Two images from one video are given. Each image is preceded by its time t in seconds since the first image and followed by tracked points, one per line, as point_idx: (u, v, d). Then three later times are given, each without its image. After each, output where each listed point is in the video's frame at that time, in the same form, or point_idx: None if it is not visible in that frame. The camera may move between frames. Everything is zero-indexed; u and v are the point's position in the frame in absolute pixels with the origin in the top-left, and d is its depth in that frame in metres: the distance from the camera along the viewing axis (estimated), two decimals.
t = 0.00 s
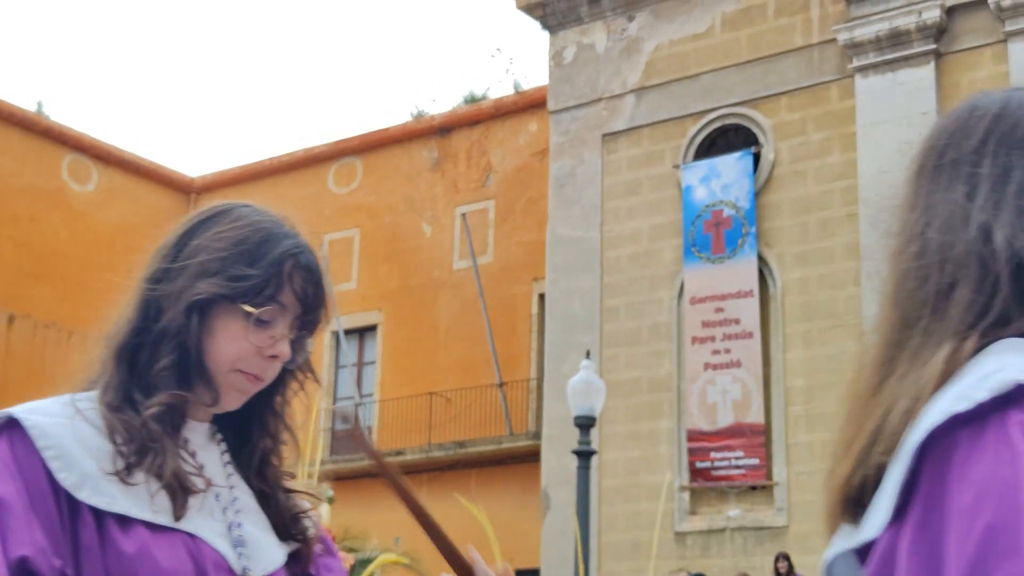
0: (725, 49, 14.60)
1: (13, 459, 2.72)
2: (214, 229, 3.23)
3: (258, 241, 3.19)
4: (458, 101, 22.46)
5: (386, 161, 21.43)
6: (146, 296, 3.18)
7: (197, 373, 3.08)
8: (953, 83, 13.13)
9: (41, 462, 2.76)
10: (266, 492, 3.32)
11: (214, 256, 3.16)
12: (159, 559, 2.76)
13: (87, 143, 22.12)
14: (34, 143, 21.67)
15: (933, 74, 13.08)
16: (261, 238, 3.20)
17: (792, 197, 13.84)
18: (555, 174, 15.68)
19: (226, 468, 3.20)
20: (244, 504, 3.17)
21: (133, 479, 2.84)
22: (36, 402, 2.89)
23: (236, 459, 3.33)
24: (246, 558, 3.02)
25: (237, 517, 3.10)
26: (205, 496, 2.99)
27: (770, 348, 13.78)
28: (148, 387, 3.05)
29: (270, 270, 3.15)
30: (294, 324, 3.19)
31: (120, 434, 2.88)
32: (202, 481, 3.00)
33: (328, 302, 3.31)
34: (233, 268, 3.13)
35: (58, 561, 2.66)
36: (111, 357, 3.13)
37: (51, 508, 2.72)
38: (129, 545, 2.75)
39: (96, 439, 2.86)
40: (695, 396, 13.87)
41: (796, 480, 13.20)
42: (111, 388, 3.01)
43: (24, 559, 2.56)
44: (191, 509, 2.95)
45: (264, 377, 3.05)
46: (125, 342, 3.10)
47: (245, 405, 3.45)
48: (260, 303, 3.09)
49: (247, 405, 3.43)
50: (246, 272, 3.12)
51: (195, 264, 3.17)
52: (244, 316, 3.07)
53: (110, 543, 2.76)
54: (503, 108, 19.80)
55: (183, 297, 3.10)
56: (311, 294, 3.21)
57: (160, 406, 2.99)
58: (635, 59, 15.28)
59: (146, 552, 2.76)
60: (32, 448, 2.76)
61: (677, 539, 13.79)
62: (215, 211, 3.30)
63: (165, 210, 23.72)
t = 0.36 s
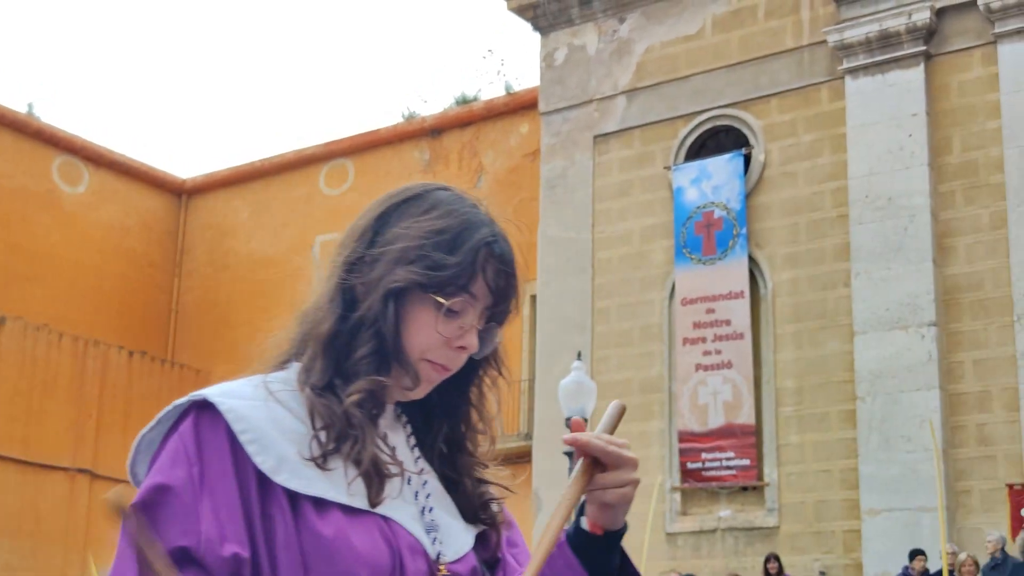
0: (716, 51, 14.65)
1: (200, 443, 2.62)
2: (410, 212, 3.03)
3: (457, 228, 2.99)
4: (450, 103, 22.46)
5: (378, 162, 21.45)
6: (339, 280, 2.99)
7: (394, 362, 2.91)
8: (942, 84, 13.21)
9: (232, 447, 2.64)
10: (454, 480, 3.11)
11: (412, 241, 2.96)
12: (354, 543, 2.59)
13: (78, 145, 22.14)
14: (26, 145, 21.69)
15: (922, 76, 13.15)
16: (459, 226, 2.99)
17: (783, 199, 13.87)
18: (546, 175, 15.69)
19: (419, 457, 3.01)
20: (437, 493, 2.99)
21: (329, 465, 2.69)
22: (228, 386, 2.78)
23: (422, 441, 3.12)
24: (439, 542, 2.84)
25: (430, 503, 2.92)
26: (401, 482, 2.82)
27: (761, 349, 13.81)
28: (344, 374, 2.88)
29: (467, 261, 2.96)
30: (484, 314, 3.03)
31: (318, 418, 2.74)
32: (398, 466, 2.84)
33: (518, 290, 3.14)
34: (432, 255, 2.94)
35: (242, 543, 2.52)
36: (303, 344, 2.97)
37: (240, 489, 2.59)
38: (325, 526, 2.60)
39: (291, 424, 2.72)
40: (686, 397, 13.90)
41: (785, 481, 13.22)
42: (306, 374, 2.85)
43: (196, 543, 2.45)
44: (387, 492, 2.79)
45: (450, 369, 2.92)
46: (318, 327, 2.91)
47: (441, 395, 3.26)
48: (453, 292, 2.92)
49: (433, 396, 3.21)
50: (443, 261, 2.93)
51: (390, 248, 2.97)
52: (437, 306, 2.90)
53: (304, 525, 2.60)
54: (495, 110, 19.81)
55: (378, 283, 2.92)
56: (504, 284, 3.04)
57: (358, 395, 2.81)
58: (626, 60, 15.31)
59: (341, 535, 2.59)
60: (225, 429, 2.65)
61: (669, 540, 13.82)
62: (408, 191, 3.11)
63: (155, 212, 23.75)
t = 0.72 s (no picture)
0: (703, 49, 14.65)
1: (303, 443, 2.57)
2: (511, 207, 3.02)
3: (560, 225, 2.99)
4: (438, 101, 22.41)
5: (366, 161, 21.41)
6: (440, 279, 3.00)
7: (496, 362, 2.92)
8: (928, 83, 13.24)
9: (335, 449, 2.59)
10: (555, 484, 3.21)
11: (516, 238, 2.95)
12: (458, 548, 2.55)
13: (64, 143, 22.08)
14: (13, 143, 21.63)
15: (909, 73, 13.15)
16: (564, 221, 3.00)
17: (771, 196, 13.86)
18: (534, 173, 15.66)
19: (515, 457, 3.03)
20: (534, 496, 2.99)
21: (432, 468, 2.66)
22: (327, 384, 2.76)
23: (522, 447, 3.23)
24: (542, 548, 2.83)
25: (527, 504, 2.90)
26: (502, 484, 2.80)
27: (749, 347, 13.81)
28: (450, 372, 2.88)
29: (571, 260, 2.97)
30: (585, 312, 3.05)
31: (421, 419, 2.72)
32: (501, 468, 2.82)
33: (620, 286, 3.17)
34: (537, 252, 2.94)
35: (353, 546, 2.47)
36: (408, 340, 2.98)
37: (342, 485, 2.55)
38: (428, 527, 2.56)
39: (394, 425, 2.70)
40: (673, 395, 13.90)
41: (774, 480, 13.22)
42: (412, 373, 2.86)
43: (310, 548, 2.40)
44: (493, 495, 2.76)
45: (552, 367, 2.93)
46: (423, 326, 2.92)
47: (543, 398, 3.34)
48: (555, 289, 2.93)
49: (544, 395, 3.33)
50: (547, 259, 2.94)
51: (493, 245, 2.97)
52: (540, 303, 2.92)
53: (406, 529, 2.56)
54: (483, 108, 19.76)
55: (482, 282, 2.92)
56: (605, 281, 3.06)
57: (465, 398, 2.80)
58: (613, 58, 15.30)
59: (445, 539, 2.55)
60: (324, 427, 2.60)
61: (657, 538, 13.81)
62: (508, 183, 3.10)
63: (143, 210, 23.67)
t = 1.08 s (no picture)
0: (694, 43, 14.65)
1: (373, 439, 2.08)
2: (579, 172, 2.42)
3: (641, 191, 2.38)
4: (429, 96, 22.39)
5: (355, 155, 21.40)
6: (500, 253, 2.39)
7: (573, 350, 2.34)
8: (919, 76, 13.25)
9: (418, 438, 2.11)
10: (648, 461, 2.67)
11: (590, 208, 2.35)
12: (575, 546, 2.09)
13: (53, 138, 22.03)
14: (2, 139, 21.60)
15: (899, 67, 13.16)
16: (647, 185, 2.39)
17: (761, 190, 13.88)
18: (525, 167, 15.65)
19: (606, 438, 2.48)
20: (637, 482, 2.48)
21: (530, 459, 2.16)
22: (389, 375, 2.21)
23: (607, 428, 2.66)
24: (650, 536, 2.36)
25: (632, 491, 2.42)
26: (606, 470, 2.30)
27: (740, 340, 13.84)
28: (519, 364, 2.31)
29: (656, 232, 2.38)
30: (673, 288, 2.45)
31: (506, 408, 2.19)
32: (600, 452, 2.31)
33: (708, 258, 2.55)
34: (615, 225, 2.35)
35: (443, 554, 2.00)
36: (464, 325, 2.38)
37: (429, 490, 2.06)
38: (542, 525, 2.09)
39: (480, 414, 2.17)
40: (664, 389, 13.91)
41: (765, 474, 13.26)
42: (476, 364, 2.28)
43: (375, 562, 1.93)
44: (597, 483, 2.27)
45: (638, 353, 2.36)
46: (483, 308, 2.34)
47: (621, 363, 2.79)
48: (639, 266, 2.34)
49: (620, 364, 2.75)
50: (628, 232, 2.35)
51: (563, 215, 2.37)
52: (623, 283, 2.33)
53: (515, 524, 2.09)
54: (474, 103, 19.74)
55: (553, 258, 2.33)
56: (691, 260, 2.45)
57: (543, 385, 2.24)
58: (604, 53, 15.30)
59: (561, 536, 2.08)
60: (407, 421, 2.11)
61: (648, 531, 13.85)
62: (571, 143, 2.49)
63: (133, 205, 23.65)
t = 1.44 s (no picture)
0: (683, 32, 14.63)
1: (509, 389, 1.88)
2: (734, 103, 2.18)
3: (804, 130, 2.16)
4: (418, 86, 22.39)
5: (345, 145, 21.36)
6: (633, 183, 2.16)
7: (716, 302, 2.10)
8: (909, 65, 12.81)
9: (555, 380, 1.91)
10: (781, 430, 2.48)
11: (749, 142, 2.12)
12: (722, 517, 1.87)
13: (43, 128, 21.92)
14: None
15: (889, 57, 12.71)
16: (808, 125, 2.17)
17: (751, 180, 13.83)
18: (515, 157, 15.66)
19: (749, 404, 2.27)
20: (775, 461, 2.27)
21: (674, 418, 1.95)
22: (517, 315, 2.02)
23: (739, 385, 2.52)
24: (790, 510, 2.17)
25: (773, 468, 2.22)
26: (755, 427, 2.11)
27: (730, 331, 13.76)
28: (658, 310, 2.08)
29: (819, 176, 2.16)
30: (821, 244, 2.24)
31: (644, 359, 1.96)
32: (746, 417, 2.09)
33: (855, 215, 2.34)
34: (777, 165, 2.12)
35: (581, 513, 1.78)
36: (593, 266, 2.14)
37: (567, 444, 1.85)
38: (683, 490, 1.87)
39: (620, 363, 1.95)
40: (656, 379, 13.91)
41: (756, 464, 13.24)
42: (612, 307, 2.06)
43: (527, 522, 1.76)
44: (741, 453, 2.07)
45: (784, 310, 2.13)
46: (618, 247, 2.11)
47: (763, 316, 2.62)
48: (797, 213, 2.11)
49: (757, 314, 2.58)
50: (792, 173, 2.12)
51: (714, 149, 2.13)
52: (777, 232, 2.10)
53: (659, 491, 1.87)
54: (464, 91, 19.74)
55: (703, 196, 2.09)
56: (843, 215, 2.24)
57: (686, 338, 2.01)
58: (593, 42, 15.28)
59: (706, 505, 1.86)
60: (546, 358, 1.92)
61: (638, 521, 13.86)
62: (723, 70, 2.24)
63: (122, 196, 23.62)
